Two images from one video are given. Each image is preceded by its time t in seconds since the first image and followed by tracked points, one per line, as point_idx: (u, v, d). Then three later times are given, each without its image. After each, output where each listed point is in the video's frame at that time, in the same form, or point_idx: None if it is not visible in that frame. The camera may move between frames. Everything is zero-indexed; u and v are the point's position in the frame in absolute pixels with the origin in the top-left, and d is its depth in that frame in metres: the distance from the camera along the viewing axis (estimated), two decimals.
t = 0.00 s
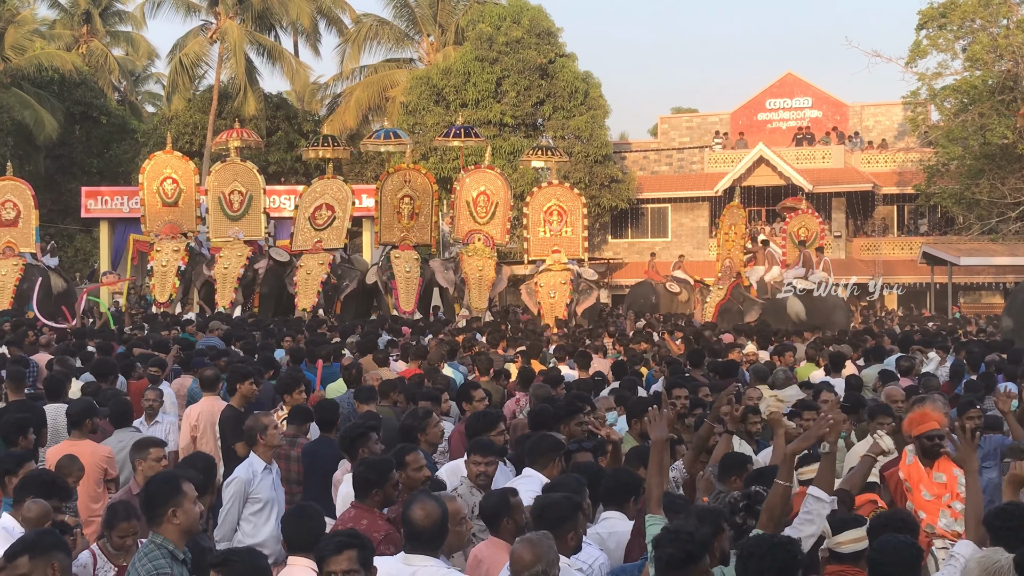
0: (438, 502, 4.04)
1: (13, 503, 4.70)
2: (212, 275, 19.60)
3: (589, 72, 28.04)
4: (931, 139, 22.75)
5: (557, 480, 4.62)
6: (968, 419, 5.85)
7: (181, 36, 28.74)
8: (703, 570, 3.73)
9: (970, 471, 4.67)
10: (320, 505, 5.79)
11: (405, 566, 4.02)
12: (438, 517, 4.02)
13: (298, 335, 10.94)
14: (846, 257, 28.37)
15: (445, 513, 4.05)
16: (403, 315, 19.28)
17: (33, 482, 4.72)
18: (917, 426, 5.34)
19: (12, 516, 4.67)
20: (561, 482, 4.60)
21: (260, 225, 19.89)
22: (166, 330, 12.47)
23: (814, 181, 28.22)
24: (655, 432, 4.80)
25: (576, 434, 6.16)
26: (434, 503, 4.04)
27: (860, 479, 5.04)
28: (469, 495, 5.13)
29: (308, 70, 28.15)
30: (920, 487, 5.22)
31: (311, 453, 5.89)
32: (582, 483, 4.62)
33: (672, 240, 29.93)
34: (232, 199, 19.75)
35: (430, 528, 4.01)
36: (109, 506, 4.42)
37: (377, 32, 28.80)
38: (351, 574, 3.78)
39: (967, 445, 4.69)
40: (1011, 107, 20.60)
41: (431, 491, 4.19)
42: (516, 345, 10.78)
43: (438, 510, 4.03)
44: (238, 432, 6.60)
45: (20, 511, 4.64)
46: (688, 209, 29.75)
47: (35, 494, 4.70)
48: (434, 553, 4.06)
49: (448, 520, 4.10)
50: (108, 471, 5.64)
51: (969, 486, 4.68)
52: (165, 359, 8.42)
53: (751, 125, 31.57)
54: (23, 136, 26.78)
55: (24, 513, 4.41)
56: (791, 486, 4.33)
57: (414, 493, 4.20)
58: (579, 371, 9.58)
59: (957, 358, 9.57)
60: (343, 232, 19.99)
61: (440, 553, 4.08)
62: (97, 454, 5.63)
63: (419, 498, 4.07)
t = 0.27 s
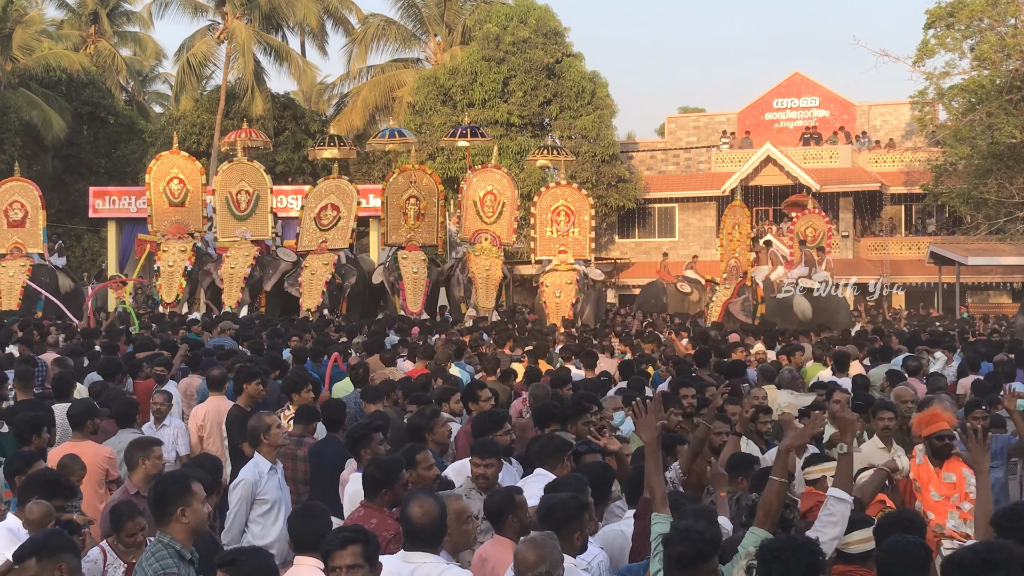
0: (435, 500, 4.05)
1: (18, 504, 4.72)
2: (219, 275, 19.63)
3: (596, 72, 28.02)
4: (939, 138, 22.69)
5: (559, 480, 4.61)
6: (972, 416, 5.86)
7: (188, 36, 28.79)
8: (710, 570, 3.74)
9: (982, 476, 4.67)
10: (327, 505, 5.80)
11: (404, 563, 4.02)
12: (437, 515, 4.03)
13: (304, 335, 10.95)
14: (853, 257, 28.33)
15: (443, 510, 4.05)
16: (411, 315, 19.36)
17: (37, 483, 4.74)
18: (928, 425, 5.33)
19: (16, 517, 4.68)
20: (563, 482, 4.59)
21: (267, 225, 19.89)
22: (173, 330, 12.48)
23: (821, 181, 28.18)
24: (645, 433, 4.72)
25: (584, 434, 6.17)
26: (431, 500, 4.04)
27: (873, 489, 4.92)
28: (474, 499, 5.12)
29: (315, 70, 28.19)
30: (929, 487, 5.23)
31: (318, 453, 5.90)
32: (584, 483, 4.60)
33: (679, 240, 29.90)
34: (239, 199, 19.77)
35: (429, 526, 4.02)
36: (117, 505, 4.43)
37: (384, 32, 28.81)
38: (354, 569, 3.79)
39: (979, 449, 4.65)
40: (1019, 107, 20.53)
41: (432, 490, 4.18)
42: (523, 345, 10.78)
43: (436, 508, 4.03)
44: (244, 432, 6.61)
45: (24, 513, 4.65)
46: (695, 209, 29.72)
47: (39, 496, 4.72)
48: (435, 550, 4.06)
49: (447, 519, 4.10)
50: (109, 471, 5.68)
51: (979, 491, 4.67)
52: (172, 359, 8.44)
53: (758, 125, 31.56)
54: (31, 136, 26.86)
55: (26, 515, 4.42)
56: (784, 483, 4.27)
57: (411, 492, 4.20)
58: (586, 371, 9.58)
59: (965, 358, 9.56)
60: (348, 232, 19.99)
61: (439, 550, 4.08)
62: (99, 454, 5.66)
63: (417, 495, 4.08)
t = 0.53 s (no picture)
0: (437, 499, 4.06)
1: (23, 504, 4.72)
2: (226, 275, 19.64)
3: (603, 72, 27.99)
4: (947, 138, 22.62)
5: (567, 479, 4.60)
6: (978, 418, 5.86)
7: (196, 36, 28.83)
8: (718, 569, 3.73)
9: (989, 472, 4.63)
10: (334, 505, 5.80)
11: (407, 561, 4.02)
12: (438, 514, 4.03)
13: (311, 335, 10.96)
14: (861, 257, 28.29)
15: (445, 509, 4.06)
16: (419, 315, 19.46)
17: (41, 482, 4.74)
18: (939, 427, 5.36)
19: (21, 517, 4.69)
20: (567, 482, 4.59)
21: (274, 226, 19.93)
22: (180, 329, 12.50)
23: (829, 180, 28.12)
24: (642, 433, 4.65)
25: (591, 433, 6.16)
26: (432, 500, 4.05)
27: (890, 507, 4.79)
28: (480, 499, 5.15)
29: (322, 70, 28.21)
30: (939, 488, 5.21)
31: (325, 453, 5.89)
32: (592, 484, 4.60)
33: (687, 239, 29.86)
34: (247, 199, 19.81)
35: (431, 525, 4.02)
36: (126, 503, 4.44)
37: (391, 32, 28.82)
38: (364, 567, 3.79)
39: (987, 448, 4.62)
40: None
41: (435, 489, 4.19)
42: (530, 345, 10.77)
43: (438, 507, 4.04)
44: (251, 432, 6.61)
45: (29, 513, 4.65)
46: (702, 208, 29.69)
47: (44, 496, 4.72)
48: (438, 548, 4.06)
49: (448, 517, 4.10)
50: (114, 470, 5.71)
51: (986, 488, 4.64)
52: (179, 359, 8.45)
53: (766, 125, 31.51)
54: (38, 137, 26.92)
55: (33, 516, 4.43)
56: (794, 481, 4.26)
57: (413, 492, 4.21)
58: (593, 371, 9.58)
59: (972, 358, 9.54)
60: (354, 232, 19.99)
61: (443, 548, 4.08)
62: (104, 453, 5.69)
63: (419, 494, 4.09)
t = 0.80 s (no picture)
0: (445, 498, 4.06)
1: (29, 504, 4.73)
2: (233, 275, 19.67)
3: (610, 72, 27.98)
4: (955, 137, 22.57)
5: (579, 479, 4.59)
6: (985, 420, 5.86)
7: (204, 37, 28.88)
8: (725, 569, 3.72)
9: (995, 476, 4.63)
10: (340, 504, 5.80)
11: (413, 560, 4.03)
12: (445, 513, 4.03)
13: (318, 335, 10.96)
14: (869, 257, 28.27)
15: (452, 508, 4.06)
16: (428, 315, 19.43)
17: (46, 482, 4.76)
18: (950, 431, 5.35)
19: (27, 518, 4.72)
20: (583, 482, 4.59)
21: (281, 225, 19.95)
22: (188, 329, 12.53)
23: (837, 180, 28.08)
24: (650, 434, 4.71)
25: (596, 433, 6.21)
26: (440, 500, 4.05)
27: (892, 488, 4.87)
28: (486, 499, 5.11)
29: (329, 70, 28.24)
30: (947, 490, 5.20)
31: (333, 452, 5.90)
32: (604, 484, 4.61)
33: (694, 239, 29.84)
34: (254, 199, 19.84)
35: (437, 524, 4.02)
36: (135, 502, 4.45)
37: (398, 32, 28.85)
38: (372, 566, 3.79)
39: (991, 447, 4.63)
40: None
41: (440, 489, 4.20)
42: (537, 345, 10.77)
43: (445, 506, 4.04)
44: (259, 431, 6.61)
45: (36, 514, 4.67)
46: (709, 208, 29.66)
47: (49, 496, 4.74)
48: (444, 547, 4.06)
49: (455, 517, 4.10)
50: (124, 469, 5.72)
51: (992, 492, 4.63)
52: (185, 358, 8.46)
53: (774, 124, 31.49)
54: (46, 136, 27.01)
55: (40, 516, 4.43)
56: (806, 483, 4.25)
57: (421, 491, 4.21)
58: (600, 371, 9.59)
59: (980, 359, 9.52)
60: (360, 232, 19.97)
61: (449, 547, 4.08)
62: (114, 453, 5.72)
63: (427, 494, 4.09)
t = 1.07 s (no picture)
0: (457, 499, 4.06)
1: (39, 504, 4.75)
2: (242, 276, 19.71)
3: (619, 72, 27.99)
4: (965, 137, 22.51)
5: (594, 480, 4.58)
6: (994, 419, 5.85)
7: (212, 37, 28.94)
8: (734, 570, 3.72)
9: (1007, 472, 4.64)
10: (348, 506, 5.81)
11: (424, 560, 4.03)
12: (456, 514, 4.04)
13: (327, 335, 10.99)
14: (878, 257, 28.22)
15: (463, 509, 4.06)
16: (436, 315, 19.39)
17: (55, 482, 4.74)
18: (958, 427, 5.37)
19: (38, 518, 4.72)
20: (599, 481, 4.54)
21: (289, 226, 20.00)
22: (198, 330, 12.56)
23: (845, 180, 28.03)
24: (664, 435, 4.81)
25: (606, 433, 6.18)
26: (452, 501, 4.06)
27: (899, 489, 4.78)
28: (497, 501, 5.15)
29: (338, 70, 28.27)
30: (957, 487, 5.18)
31: (342, 453, 5.91)
32: (620, 485, 4.53)
33: (702, 239, 29.81)
34: (262, 200, 19.89)
35: (449, 524, 4.02)
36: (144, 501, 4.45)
37: (407, 33, 28.88)
38: (380, 566, 3.80)
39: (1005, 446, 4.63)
40: None
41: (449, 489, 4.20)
42: (545, 345, 10.78)
43: (456, 507, 4.05)
44: (269, 432, 6.62)
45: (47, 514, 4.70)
46: (718, 208, 29.63)
47: (58, 496, 4.73)
48: (456, 548, 4.06)
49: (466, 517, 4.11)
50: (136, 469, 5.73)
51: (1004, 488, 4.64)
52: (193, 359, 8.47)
53: (782, 124, 31.44)
54: (56, 137, 27.12)
55: (50, 517, 4.44)
56: (810, 480, 4.27)
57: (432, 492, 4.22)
58: (609, 371, 9.59)
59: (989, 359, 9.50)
60: (368, 232, 20.02)
61: (460, 548, 4.08)
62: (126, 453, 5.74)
63: (438, 494, 4.10)
